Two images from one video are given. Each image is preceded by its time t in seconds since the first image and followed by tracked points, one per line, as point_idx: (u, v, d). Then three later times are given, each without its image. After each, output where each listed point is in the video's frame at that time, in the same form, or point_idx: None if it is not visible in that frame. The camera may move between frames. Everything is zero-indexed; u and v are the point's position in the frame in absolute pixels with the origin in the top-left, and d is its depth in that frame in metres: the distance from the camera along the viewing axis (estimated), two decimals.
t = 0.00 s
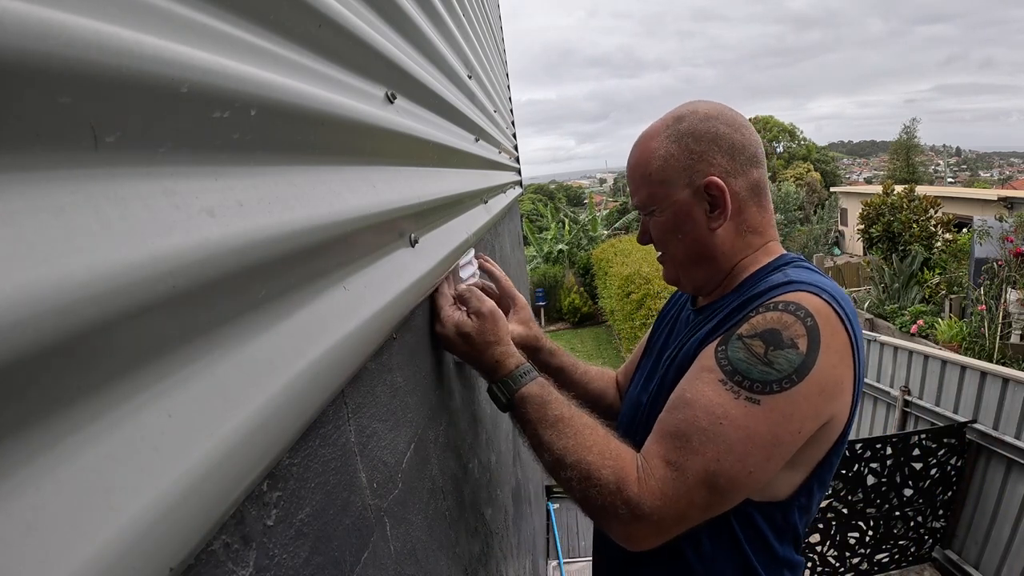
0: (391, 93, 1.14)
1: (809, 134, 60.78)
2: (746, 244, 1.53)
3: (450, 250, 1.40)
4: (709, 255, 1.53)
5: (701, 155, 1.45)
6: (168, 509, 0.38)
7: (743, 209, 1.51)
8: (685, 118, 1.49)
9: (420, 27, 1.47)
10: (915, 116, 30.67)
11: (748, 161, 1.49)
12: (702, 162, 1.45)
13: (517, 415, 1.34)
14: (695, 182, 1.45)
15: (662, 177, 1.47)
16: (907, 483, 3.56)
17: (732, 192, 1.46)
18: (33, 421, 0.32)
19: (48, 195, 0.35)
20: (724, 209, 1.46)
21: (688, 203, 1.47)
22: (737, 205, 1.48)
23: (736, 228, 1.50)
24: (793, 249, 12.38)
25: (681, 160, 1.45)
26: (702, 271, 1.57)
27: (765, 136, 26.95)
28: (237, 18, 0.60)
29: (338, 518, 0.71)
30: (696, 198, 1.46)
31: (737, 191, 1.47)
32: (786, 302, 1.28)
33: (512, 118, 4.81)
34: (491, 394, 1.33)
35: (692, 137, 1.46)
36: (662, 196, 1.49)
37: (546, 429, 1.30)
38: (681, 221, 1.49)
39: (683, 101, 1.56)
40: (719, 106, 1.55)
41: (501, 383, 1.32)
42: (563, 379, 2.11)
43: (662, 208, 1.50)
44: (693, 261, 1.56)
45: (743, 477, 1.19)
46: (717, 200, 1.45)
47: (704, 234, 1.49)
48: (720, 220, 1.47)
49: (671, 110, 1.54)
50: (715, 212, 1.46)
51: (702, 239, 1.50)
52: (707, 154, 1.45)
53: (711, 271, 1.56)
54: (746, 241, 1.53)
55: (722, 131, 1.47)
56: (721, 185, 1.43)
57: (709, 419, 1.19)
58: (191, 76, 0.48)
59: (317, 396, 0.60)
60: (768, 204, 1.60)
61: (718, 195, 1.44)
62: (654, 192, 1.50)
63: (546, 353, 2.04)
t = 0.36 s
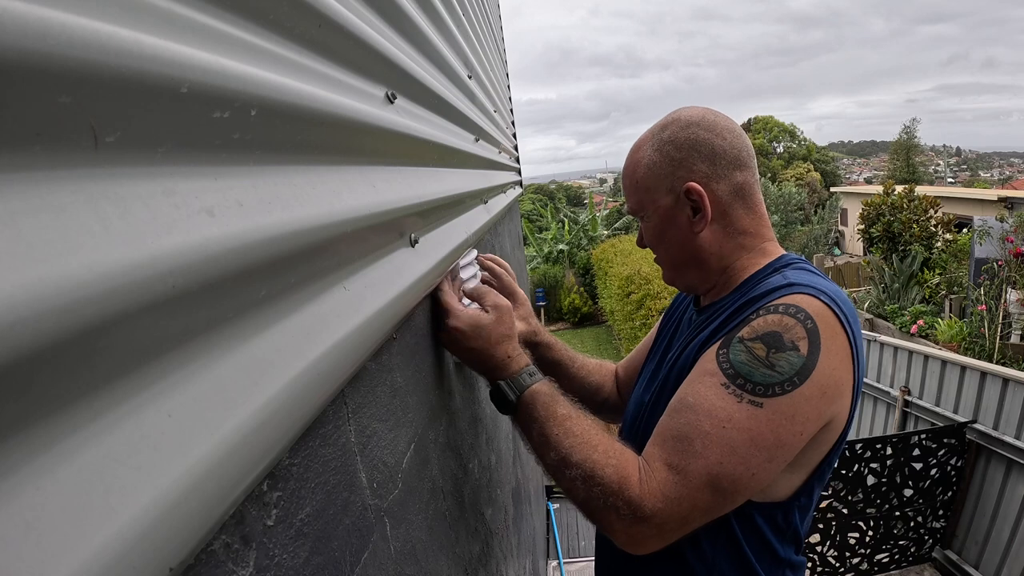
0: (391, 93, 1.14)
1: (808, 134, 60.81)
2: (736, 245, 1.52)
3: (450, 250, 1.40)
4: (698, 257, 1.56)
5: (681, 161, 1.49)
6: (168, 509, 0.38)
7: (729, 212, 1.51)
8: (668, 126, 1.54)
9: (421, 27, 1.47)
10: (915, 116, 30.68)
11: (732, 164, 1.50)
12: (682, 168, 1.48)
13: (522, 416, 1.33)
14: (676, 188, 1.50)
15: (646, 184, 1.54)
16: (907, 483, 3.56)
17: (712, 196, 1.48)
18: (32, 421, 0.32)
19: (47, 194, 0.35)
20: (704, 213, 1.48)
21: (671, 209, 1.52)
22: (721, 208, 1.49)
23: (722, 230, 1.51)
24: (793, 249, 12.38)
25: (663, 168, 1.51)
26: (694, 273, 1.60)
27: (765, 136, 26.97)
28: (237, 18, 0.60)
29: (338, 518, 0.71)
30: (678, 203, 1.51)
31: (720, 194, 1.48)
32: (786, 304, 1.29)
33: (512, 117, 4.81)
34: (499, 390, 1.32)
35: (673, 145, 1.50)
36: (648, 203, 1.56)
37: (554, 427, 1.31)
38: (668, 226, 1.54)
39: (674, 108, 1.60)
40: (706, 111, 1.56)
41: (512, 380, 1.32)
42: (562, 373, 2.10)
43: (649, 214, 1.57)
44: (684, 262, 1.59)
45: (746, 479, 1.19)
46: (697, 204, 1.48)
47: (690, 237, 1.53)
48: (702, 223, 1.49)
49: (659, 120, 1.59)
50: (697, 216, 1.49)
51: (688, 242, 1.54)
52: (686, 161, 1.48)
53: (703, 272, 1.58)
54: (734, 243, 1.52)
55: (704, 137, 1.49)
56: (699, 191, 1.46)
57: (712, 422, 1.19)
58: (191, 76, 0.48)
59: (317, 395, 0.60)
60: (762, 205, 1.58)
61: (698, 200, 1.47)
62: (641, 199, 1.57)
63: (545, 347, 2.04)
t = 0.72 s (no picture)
0: (391, 93, 1.14)
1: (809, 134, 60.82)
2: (734, 246, 1.53)
3: (450, 250, 1.40)
4: (696, 257, 1.56)
5: (680, 161, 1.49)
6: (167, 508, 0.38)
7: (728, 212, 1.51)
8: (667, 126, 1.54)
9: (420, 28, 1.47)
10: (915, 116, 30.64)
11: (731, 164, 1.50)
12: (681, 167, 1.48)
13: (528, 412, 1.33)
14: (675, 188, 1.50)
15: (645, 183, 1.54)
16: (907, 483, 3.56)
17: (711, 196, 1.48)
18: (32, 421, 0.32)
19: (47, 193, 0.35)
20: (703, 213, 1.48)
21: (670, 208, 1.52)
22: (719, 209, 1.49)
23: (719, 230, 1.51)
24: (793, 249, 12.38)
25: (661, 167, 1.51)
26: (693, 272, 1.59)
27: (765, 136, 26.97)
28: (237, 18, 0.60)
29: (338, 518, 0.71)
30: (677, 203, 1.51)
31: (718, 194, 1.48)
32: (783, 305, 1.29)
33: (512, 118, 4.82)
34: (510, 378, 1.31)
35: (672, 144, 1.50)
36: (646, 201, 1.56)
37: (559, 422, 1.31)
38: (666, 225, 1.54)
39: (673, 109, 1.61)
40: (705, 112, 1.56)
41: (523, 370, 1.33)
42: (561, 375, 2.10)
43: (648, 213, 1.57)
44: (683, 262, 1.59)
45: (743, 480, 1.19)
46: (696, 204, 1.48)
47: (688, 237, 1.53)
48: (700, 223, 1.50)
49: (659, 120, 1.59)
50: (694, 215, 1.49)
51: (687, 241, 1.54)
52: (685, 160, 1.48)
53: (701, 272, 1.58)
54: (732, 243, 1.53)
55: (702, 137, 1.49)
56: (698, 191, 1.46)
57: (709, 423, 1.19)
58: (191, 75, 0.48)
59: (317, 395, 0.60)
60: (760, 206, 1.58)
61: (697, 199, 1.47)
62: (640, 198, 1.57)
63: (544, 349, 2.04)
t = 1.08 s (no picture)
0: (391, 93, 1.14)
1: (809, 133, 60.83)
2: (728, 247, 1.53)
3: (450, 250, 1.40)
4: (691, 259, 1.55)
5: (671, 164, 1.49)
6: (166, 508, 0.38)
7: (721, 214, 1.51)
8: (658, 129, 1.55)
9: (420, 28, 1.47)
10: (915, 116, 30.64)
11: (722, 166, 1.50)
12: (673, 171, 1.48)
13: (528, 411, 1.31)
14: (668, 191, 1.49)
15: (638, 187, 1.54)
16: (907, 483, 3.56)
17: (704, 199, 1.48)
18: (33, 421, 0.32)
19: (46, 193, 0.35)
20: (697, 215, 1.48)
21: (664, 211, 1.51)
22: (713, 211, 1.49)
23: (713, 232, 1.51)
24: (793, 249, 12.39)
25: (654, 170, 1.51)
26: (689, 275, 1.59)
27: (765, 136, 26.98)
28: (236, 18, 0.60)
29: (338, 518, 0.71)
30: (671, 206, 1.50)
31: (711, 196, 1.48)
32: (777, 306, 1.29)
33: (512, 117, 4.82)
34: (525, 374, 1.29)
35: (664, 147, 1.50)
36: (639, 205, 1.55)
37: (559, 423, 1.30)
38: (660, 228, 1.54)
39: (662, 113, 1.61)
40: (694, 114, 1.57)
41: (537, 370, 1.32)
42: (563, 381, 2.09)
43: (641, 217, 1.56)
44: (678, 265, 1.58)
45: (738, 481, 1.19)
46: (690, 206, 1.48)
47: (683, 240, 1.53)
48: (694, 226, 1.49)
49: (649, 124, 1.59)
50: (689, 218, 1.49)
51: (682, 244, 1.53)
52: (678, 163, 1.48)
53: (697, 274, 1.57)
54: (727, 245, 1.52)
55: (694, 140, 1.49)
56: (691, 194, 1.46)
57: (703, 425, 1.19)
58: (191, 75, 0.48)
59: (317, 395, 0.60)
60: (752, 206, 1.58)
61: (691, 202, 1.47)
62: (632, 202, 1.57)
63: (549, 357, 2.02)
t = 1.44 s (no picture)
0: (390, 93, 1.14)
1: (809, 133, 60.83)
2: (715, 248, 1.53)
3: (450, 250, 1.40)
4: (681, 263, 1.55)
5: (655, 169, 1.49)
6: (167, 508, 0.38)
7: (705, 216, 1.52)
8: (637, 136, 1.55)
9: (420, 28, 1.47)
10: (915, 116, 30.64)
11: (702, 168, 1.52)
12: (658, 175, 1.48)
13: (561, 453, 1.31)
14: (654, 196, 1.49)
15: (623, 193, 1.52)
16: (907, 483, 3.56)
17: (689, 201, 1.48)
18: (33, 421, 0.32)
19: (46, 192, 0.35)
20: (684, 217, 1.48)
21: (651, 216, 1.50)
22: (698, 213, 1.50)
23: (700, 234, 1.52)
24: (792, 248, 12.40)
25: (637, 176, 1.50)
26: (679, 279, 1.58)
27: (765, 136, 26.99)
28: (236, 18, 0.60)
29: (338, 518, 0.71)
30: (657, 210, 1.50)
31: (695, 198, 1.49)
32: (772, 310, 1.28)
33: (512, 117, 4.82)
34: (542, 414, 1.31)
35: (646, 153, 1.51)
36: (626, 212, 1.53)
37: (591, 462, 1.28)
38: (647, 234, 1.52)
39: (637, 121, 1.63)
40: (670, 121, 1.59)
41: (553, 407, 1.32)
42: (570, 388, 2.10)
43: (627, 224, 1.54)
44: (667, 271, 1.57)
45: (773, 492, 1.19)
46: (676, 209, 1.48)
47: (671, 244, 1.52)
48: (681, 228, 1.49)
49: (626, 132, 1.60)
50: (676, 221, 1.49)
51: (670, 249, 1.52)
52: (661, 166, 1.49)
53: (687, 278, 1.57)
54: (713, 246, 1.53)
55: (674, 144, 1.51)
56: (677, 196, 1.46)
57: (731, 446, 1.18)
58: (190, 75, 0.48)
59: (317, 395, 0.60)
60: (733, 207, 1.60)
61: (677, 204, 1.47)
62: (617, 209, 1.55)
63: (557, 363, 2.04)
